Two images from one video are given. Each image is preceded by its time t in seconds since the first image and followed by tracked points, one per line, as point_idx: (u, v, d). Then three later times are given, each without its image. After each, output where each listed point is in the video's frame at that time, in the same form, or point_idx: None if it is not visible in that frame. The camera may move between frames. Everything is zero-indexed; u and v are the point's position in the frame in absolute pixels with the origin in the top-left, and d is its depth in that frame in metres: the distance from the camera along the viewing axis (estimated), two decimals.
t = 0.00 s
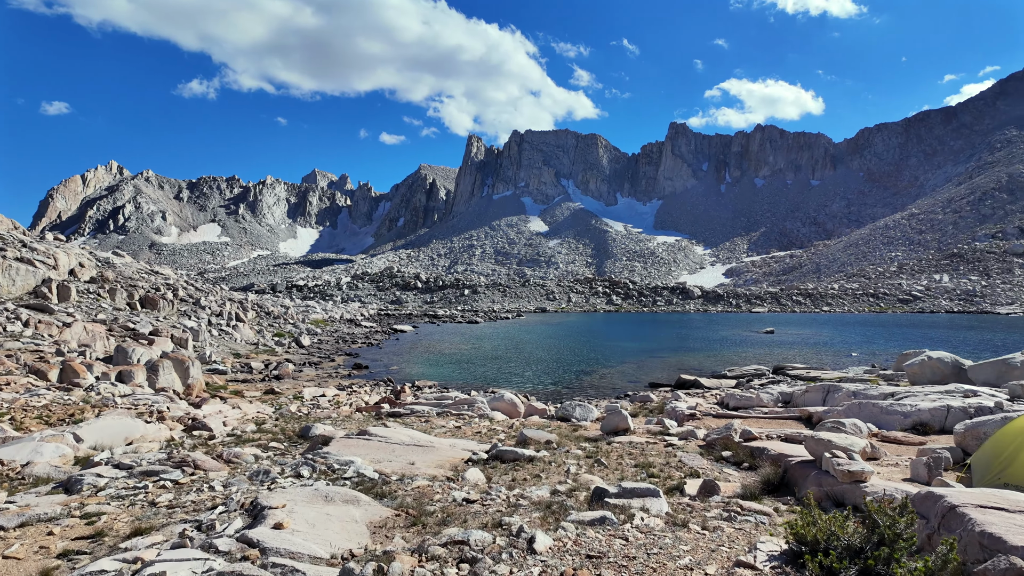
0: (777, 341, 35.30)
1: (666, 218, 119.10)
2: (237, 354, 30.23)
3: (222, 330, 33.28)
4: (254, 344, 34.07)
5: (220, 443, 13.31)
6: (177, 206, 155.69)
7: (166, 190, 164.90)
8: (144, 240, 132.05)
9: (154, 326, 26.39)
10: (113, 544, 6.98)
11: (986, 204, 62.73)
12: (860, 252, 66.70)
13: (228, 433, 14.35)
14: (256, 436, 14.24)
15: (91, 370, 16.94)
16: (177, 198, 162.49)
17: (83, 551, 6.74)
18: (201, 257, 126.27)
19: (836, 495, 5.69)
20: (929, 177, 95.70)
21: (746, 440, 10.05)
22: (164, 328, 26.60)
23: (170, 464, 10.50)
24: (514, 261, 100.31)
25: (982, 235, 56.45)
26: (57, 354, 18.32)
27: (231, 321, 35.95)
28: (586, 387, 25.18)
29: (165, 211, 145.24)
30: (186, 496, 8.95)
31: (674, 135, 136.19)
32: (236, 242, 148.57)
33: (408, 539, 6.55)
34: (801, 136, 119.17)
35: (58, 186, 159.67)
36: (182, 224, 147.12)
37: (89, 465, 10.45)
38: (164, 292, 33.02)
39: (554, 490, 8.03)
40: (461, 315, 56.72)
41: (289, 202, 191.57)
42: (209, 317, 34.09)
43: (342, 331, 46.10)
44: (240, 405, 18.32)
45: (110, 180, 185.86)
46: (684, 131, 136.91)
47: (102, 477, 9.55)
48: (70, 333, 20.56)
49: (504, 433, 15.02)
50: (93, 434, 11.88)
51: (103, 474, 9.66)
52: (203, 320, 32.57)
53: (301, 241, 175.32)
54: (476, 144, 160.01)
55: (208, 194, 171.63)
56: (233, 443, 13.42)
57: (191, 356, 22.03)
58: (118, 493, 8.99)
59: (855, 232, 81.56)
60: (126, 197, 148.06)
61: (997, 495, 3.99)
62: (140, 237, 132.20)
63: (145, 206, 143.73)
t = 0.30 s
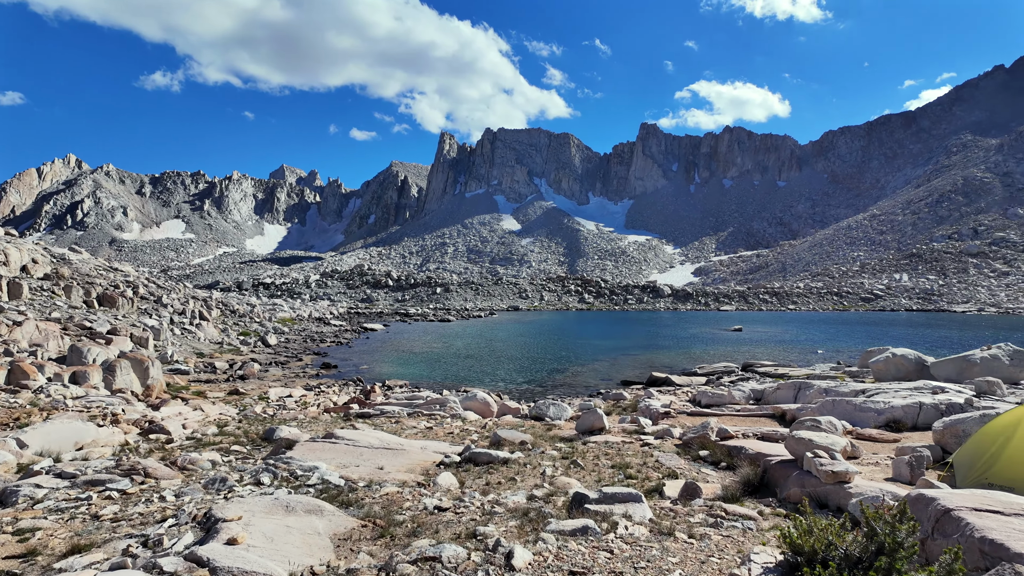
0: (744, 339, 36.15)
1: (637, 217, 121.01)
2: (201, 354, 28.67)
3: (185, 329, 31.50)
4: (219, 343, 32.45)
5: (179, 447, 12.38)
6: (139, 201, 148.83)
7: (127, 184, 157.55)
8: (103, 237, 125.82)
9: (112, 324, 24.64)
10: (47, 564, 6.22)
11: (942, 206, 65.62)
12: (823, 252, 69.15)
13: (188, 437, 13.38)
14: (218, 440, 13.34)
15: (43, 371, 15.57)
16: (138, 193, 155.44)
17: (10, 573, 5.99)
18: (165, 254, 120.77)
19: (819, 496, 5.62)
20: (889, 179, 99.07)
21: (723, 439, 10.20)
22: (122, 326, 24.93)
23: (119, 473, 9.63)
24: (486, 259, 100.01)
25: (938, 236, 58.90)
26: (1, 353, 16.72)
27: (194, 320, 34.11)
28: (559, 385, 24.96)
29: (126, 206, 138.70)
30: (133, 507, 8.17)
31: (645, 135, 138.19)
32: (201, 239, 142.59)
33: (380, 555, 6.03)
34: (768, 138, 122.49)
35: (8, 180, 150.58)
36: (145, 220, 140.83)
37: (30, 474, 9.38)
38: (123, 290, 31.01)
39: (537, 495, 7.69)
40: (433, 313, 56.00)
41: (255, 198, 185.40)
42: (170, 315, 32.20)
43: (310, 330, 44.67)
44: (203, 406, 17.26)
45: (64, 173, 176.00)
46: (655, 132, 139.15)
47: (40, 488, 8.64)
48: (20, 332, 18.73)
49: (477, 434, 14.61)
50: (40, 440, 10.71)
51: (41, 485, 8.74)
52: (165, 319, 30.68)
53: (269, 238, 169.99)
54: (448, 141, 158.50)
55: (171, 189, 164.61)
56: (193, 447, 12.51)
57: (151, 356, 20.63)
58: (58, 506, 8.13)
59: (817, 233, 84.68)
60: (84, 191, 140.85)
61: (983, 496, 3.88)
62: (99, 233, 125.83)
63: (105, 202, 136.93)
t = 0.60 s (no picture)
0: (714, 338, 36.80)
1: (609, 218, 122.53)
2: (164, 356, 27.14)
3: (148, 330, 29.75)
4: (183, 345, 30.86)
5: (137, 455, 11.49)
6: (100, 199, 142.09)
7: (88, 181, 150.37)
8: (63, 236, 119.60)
9: (68, 326, 22.90)
10: None
11: (902, 208, 68.49)
12: (790, 252, 71.39)
13: (147, 443, 12.46)
14: (179, 446, 12.49)
15: None
16: (100, 190, 148.56)
17: None
18: (128, 253, 115.08)
19: (804, 499, 5.59)
20: (852, 182, 102.48)
21: (699, 439, 10.40)
22: (79, 327, 23.29)
23: (63, 486, 8.75)
24: (459, 259, 99.53)
25: (898, 237, 61.31)
26: None
27: (158, 320, 32.26)
28: (532, 386, 24.73)
29: (86, 204, 132.12)
30: (77, 524, 7.43)
31: (617, 137, 139.94)
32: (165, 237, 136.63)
33: (348, 573, 5.61)
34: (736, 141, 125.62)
35: None
36: (106, 218, 134.52)
37: None
38: (81, 290, 29.06)
39: (519, 504, 7.37)
40: (405, 313, 55.10)
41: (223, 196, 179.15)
42: (132, 315, 30.35)
43: (279, 331, 43.16)
44: (166, 410, 16.20)
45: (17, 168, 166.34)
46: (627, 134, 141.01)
47: None
48: None
49: (451, 437, 14.19)
50: None
51: None
52: (127, 320, 28.81)
53: (237, 237, 164.52)
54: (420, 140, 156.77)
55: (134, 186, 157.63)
56: (152, 454, 11.66)
57: (109, 357, 19.22)
58: None
59: (783, 235, 87.43)
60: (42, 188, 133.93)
61: (972, 497, 3.82)
62: (57, 232, 119.59)
63: (63, 199, 130.10)
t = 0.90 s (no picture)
0: (690, 336, 37.23)
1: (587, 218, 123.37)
2: (132, 358, 25.78)
3: (116, 331, 28.24)
4: (153, 346, 29.42)
5: (98, 461, 10.73)
6: (67, 197, 136.28)
7: (54, 178, 144.09)
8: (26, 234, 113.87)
9: (28, 327, 21.42)
10: None
11: (871, 210, 70.94)
12: (764, 253, 72.98)
13: (110, 448, 11.62)
14: (144, 451, 11.72)
15: None
16: (66, 188, 142.38)
17: None
18: (96, 252, 109.96)
19: (796, 501, 5.50)
20: (824, 184, 105.18)
21: (683, 439, 10.39)
22: (42, 328, 21.86)
23: (7, 498, 7.97)
24: (437, 258, 98.79)
25: (869, 238, 63.25)
26: None
27: (128, 321, 30.70)
28: (511, 385, 24.41)
29: (51, 201, 126.20)
30: (21, 540, 6.76)
31: (595, 138, 140.87)
32: (134, 236, 131.40)
33: None
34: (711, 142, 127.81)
35: None
36: (73, 216, 128.84)
37: None
38: (44, 290, 27.39)
39: (502, 511, 7.00)
40: (383, 313, 54.13)
41: (195, 194, 173.56)
42: (100, 316, 28.74)
43: (253, 331, 41.77)
44: (133, 413, 15.22)
45: None
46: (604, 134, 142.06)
47: None
48: None
49: (429, 439, 13.77)
50: None
51: None
52: (94, 320, 27.25)
53: (210, 236, 159.60)
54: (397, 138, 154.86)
55: (102, 184, 151.56)
56: (115, 460, 10.89)
57: (72, 359, 17.99)
58: None
59: (757, 235, 89.38)
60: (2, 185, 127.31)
61: (978, 500, 3.65)
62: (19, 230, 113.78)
63: (27, 196, 124.03)
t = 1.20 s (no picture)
0: (674, 336, 37.36)
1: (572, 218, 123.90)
2: (109, 359, 24.80)
3: (93, 332, 27.14)
4: (131, 347, 28.37)
5: (70, 468, 10.15)
6: (41, 194, 131.75)
7: (26, 175, 139.07)
8: None
9: None
10: None
11: (851, 210, 72.45)
12: (746, 253, 74.04)
13: (81, 454, 10.99)
14: (118, 457, 11.15)
15: None
16: (39, 184, 137.56)
17: None
18: (73, 251, 106.51)
19: (797, 507, 5.42)
20: (805, 185, 107.01)
21: (676, 441, 10.29)
22: (12, 328, 20.82)
23: None
24: (422, 258, 97.98)
25: (850, 239, 64.52)
26: None
27: (104, 321, 29.55)
28: (498, 386, 24.13)
29: (23, 198, 121.71)
30: None
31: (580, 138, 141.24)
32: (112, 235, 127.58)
33: None
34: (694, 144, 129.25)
35: None
36: (47, 214, 124.55)
37: None
38: (15, 288, 26.17)
39: (494, 522, 6.76)
40: (367, 314, 53.32)
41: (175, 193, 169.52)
42: (75, 316, 27.60)
43: (234, 332, 40.72)
44: (108, 417, 14.53)
45: None
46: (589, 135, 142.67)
47: None
48: None
49: (416, 442, 13.42)
50: None
51: None
52: (68, 321, 26.15)
53: (190, 235, 155.96)
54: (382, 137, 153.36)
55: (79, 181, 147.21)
56: (87, 467, 10.31)
57: (44, 360, 17.12)
58: None
59: (739, 236, 90.67)
60: None
61: (994, 509, 3.48)
62: None
63: None
